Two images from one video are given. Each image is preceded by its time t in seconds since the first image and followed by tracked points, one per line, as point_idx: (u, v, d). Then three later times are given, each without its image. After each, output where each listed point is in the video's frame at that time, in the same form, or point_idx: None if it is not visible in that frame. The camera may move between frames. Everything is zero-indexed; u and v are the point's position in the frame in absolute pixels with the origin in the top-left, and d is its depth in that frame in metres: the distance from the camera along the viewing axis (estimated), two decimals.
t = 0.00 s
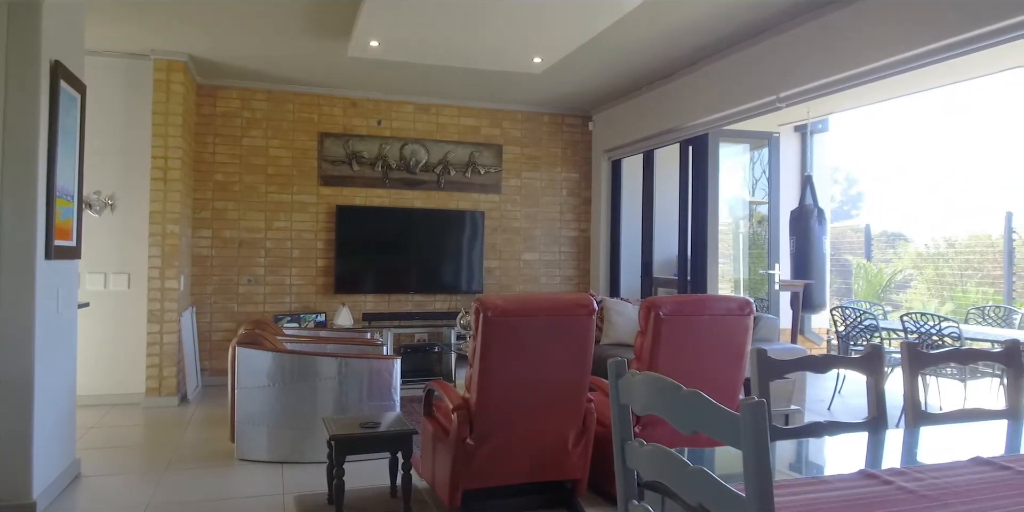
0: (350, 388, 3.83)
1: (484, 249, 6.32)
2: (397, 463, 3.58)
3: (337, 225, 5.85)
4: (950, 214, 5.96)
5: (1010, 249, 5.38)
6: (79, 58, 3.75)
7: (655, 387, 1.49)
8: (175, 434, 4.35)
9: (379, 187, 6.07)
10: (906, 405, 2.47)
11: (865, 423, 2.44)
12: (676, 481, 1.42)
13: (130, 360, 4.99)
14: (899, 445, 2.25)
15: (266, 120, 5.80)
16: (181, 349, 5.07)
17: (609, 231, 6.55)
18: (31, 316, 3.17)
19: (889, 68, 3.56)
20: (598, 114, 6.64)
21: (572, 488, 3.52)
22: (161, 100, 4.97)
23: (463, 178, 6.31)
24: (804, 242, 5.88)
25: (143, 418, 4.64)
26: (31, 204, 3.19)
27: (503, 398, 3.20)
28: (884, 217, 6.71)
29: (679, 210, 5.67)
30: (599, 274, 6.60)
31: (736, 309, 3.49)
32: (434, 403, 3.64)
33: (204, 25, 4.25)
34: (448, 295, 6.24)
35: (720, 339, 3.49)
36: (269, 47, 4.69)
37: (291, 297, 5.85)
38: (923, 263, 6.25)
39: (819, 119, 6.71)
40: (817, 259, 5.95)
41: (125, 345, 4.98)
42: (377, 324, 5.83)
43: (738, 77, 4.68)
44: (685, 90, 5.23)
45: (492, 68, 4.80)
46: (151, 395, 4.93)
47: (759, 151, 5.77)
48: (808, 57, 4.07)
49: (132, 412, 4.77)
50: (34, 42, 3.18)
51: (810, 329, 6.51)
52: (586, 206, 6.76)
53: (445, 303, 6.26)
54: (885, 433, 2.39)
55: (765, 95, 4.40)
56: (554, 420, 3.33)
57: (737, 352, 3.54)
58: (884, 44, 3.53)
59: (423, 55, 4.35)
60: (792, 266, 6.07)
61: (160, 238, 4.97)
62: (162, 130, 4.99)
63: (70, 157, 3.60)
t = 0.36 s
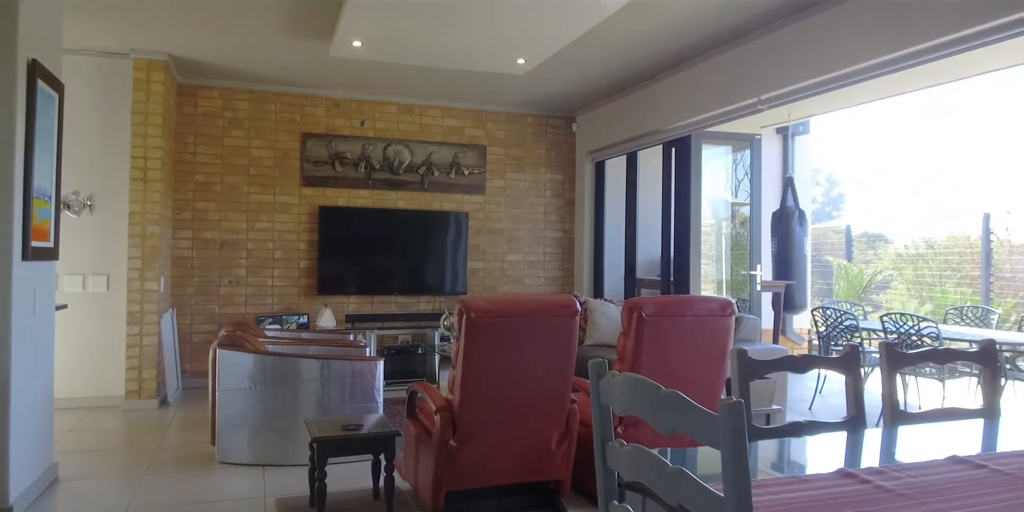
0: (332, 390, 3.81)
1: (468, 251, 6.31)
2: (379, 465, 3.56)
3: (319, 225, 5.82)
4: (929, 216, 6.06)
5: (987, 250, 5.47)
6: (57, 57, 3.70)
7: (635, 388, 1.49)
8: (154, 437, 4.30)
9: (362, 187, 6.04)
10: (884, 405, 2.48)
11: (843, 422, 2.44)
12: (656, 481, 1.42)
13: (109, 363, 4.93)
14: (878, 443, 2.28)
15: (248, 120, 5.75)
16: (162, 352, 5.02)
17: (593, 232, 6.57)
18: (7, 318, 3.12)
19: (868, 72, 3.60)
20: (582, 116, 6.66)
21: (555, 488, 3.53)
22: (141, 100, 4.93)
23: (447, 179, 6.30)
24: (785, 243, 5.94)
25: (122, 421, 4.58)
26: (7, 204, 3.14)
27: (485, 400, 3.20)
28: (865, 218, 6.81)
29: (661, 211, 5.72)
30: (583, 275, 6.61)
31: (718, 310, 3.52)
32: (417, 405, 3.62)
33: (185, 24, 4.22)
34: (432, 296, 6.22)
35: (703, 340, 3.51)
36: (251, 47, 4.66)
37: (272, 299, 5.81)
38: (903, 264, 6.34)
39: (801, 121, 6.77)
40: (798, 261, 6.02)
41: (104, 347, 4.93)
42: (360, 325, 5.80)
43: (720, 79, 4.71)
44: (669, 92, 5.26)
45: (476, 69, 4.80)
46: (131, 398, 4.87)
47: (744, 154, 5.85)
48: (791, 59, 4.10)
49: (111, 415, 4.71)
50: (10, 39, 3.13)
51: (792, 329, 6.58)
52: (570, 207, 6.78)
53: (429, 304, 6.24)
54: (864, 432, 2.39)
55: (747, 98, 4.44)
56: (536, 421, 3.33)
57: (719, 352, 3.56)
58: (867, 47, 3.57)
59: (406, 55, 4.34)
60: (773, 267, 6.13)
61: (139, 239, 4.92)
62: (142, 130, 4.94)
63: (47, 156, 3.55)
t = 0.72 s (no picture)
0: (314, 391, 3.79)
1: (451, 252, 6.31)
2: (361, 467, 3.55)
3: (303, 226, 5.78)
4: (909, 217, 6.15)
5: (965, 251, 5.54)
6: (33, 55, 3.65)
7: (614, 388, 1.50)
8: (133, 440, 4.26)
9: (345, 188, 6.02)
10: (861, 403, 2.51)
11: (822, 421, 2.47)
12: (635, 481, 1.43)
13: (87, 365, 4.88)
14: (856, 441, 2.31)
15: (229, 120, 5.71)
16: (141, 353, 4.98)
17: (576, 233, 6.60)
18: None
19: (848, 74, 3.65)
20: (565, 117, 6.68)
21: (538, 488, 3.54)
22: (120, 99, 4.88)
23: (430, 180, 6.30)
24: (766, 244, 6.01)
25: (101, 424, 4.53)
26: None
27: (468, 401, 3.19)
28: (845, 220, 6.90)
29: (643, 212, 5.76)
30: (567, 276, 6.63)
31: (699, 311, 3.54)
32: (400, 406, 3.61)
33: (165, 23, 4.18)
34: (415, 297, 6.21)
35: (685, 340, 3.54)
36: (233, 46, 4.63)
37: (254, 300, 5.77)
38: (883, 264, 6.42)
39: (781, 123, 6.84)
40: (778, 262, 6.08)
41: (82, 349, 4.88)
42: (343, 327, 5.78)
43: (702, 81, 4.75)
44: (652, 94, 5.30)
45: (459, 70, 4.80)
46: (110, 400, 4.82)
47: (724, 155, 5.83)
48: (771, 63, 4.15)
49: (89, 417, 4.66)
50: None
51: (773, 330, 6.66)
52: (554, 208, 6.80)
53: (412, 305, 6.23)
54: (842, 431, 2.42)
55: (728, 100, 4.48)
56: (519, 422, 3.33)
57: (701, 353, 3.59)
58: (847, 50, 3.62)
59: (388, 55, 4.34)
60: (754, 268, 6.19)
61: (118, 240, 4.87)
62: (121, 130, 4.88)
63: (24, 156, 3.51)
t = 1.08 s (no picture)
0: (296, 393, 3.77)
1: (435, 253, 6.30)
2: (343, 469, 3.52)
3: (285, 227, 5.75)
4: (888, 218, 6.23)
5: (943, 252, 5.62)
6: (9, 53, 3.59)
7: (595, 388, 1.50)
8: (111, 443, 4.21)
9: (327, 189, 5.99)
10: (840, 402, 2.53)
11: (802, 420, 2.48)
12: (616, 482, 1.43)
13: (65, 367, 4.82)
14: (836, 438, 2.33)
15: (210, 120, 5.66)
16: (119, 356, 4.91)
17: (560, 234, 6.61)
18: None
19: (830, 76, 3.69)
20: (548, 118, 6.69)
21: (521, 489, 3.55)
22: (98, 98, 4.81)
23: (413, 180, 6.28)
24: (747, 245, 6.06)
25: (78, 427, 4.47)
26: None
27: (450, 402, 3.18)
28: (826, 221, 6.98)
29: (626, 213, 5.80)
30: (550, 277, 6.64)
31: (681, 311, 3.56)
32: (382, 408, 3.60)
33: (144, 22, 4.13)
34: (398, 298, 6.19)
35: (667, 340, 3.56)
36: (214, 45, 4.59)
37: (234, 301, 5.72)
38: (863, 265, 6.50)
39: (762, 126, 6.91)
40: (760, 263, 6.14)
41: (60, 351, 4.81)
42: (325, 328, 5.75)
43: (685, 83, 4.78)
44: (634, 95, 5.32)
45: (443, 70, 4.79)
46: (87, 403, 4.74)
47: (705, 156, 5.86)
48: (752, 65, 4.18)
49: (66, 421, 4.59)
50: None
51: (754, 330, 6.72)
52: (537, 209, 6.81)
53: (395, 306, 6.21)
54: (821, 429, 2.43)
55: (710, 101, 4.51)
56: (502, 423, 3.33)
57: (682, 354, 3.61)
58: (827, 53, 3.66)
59: (372, 55, 4.32)
60: (736, 269, 6.24)
61: (96, 240, 4.81)
62: (99, 129, 4.82)
63: None
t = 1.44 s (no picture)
0: (277, 395, 3.74)
1: (419, 254, 6.28)
2: (325, 472, 3.49)
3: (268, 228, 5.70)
4: (868, 219, 6.32)
5: (922, 253, 5.70)
6: None
7: (575, 388, 1.50)
8: (89, 446, 4.14)
9: (310, 189, 5.95)
10: (819, 401, 2.56)
11: (782, 420, 2.50)
12: (597, 483, 1.43)
13: (43, 369, 4.75)
14: (815, 436, 2.36)
15: (191, 120, 5.61)
16: (98, 358, 4.84)
17: (544, 234, 6.62)
18: None
19: (811, 79, 3.74)
20: (533, 119, 6.70)
21: (504, 491, 3.54)
22: (77, 96, 4.73)
23: (397, 181, 6.26)
24: (730, 246, 6.11)
25: (55, 430, 4.39)
26: None
27: (433, 403, 3.17)
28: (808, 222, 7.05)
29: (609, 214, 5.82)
30: (534, 278, 6.65)
31: (664, 312, 3.59)
32: (365, 410, 3.58)
33: (124, 20, 4.08)
34: (381, 299, 6.17)
35: (651, 340, 3.58)
36: (195, 44, 4.54)
37: (215, 303, 5.66)
38: (844, 266, 6.58)
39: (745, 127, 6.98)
40: (743, 265, 6.18)
41: (38, 352, 4.74)
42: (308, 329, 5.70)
43: (668, 85, 4.81)
44: (618, 96, 5.35)
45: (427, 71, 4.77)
46: (65, 406, 4.67)
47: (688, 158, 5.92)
48: (735, 67, 4.22)
49: (43, 424, 4.51)
50: None
51: (736, 330, 6.78)
52: (521, 210, 6.81)
53: (378, 307, 6.19)
54: (801, 428, 2.45)
55: (694, 103, 4.54)
56: (485, 424, 3.32)
57: (665, 354, 3.63)
58: (808, 55, 3.71)
59: (355, 55, 4.29)
60: (719, 270, 6.28)
61: (75, 241, 4.73)
62: (78, 129, 4.74)
63: None
